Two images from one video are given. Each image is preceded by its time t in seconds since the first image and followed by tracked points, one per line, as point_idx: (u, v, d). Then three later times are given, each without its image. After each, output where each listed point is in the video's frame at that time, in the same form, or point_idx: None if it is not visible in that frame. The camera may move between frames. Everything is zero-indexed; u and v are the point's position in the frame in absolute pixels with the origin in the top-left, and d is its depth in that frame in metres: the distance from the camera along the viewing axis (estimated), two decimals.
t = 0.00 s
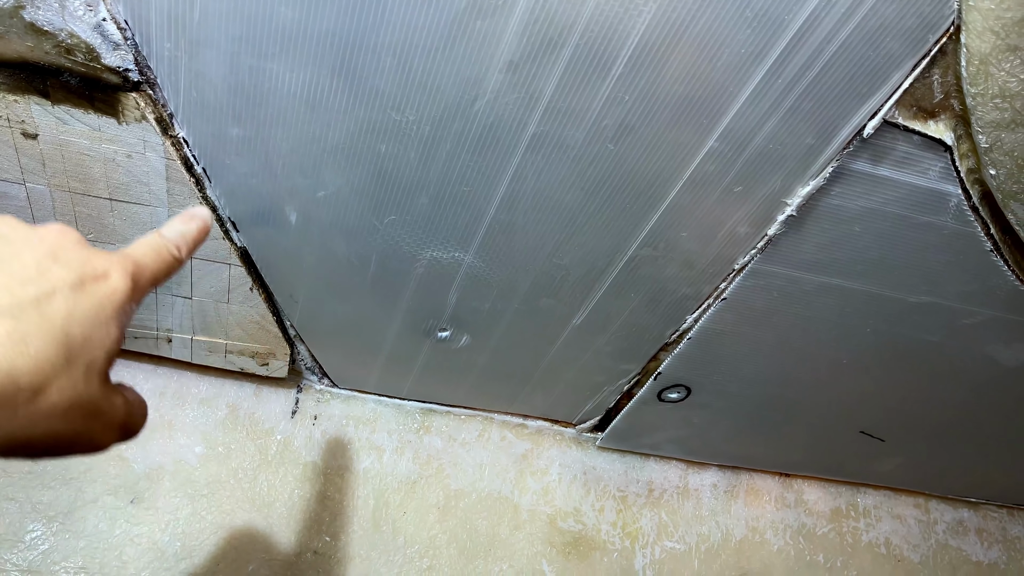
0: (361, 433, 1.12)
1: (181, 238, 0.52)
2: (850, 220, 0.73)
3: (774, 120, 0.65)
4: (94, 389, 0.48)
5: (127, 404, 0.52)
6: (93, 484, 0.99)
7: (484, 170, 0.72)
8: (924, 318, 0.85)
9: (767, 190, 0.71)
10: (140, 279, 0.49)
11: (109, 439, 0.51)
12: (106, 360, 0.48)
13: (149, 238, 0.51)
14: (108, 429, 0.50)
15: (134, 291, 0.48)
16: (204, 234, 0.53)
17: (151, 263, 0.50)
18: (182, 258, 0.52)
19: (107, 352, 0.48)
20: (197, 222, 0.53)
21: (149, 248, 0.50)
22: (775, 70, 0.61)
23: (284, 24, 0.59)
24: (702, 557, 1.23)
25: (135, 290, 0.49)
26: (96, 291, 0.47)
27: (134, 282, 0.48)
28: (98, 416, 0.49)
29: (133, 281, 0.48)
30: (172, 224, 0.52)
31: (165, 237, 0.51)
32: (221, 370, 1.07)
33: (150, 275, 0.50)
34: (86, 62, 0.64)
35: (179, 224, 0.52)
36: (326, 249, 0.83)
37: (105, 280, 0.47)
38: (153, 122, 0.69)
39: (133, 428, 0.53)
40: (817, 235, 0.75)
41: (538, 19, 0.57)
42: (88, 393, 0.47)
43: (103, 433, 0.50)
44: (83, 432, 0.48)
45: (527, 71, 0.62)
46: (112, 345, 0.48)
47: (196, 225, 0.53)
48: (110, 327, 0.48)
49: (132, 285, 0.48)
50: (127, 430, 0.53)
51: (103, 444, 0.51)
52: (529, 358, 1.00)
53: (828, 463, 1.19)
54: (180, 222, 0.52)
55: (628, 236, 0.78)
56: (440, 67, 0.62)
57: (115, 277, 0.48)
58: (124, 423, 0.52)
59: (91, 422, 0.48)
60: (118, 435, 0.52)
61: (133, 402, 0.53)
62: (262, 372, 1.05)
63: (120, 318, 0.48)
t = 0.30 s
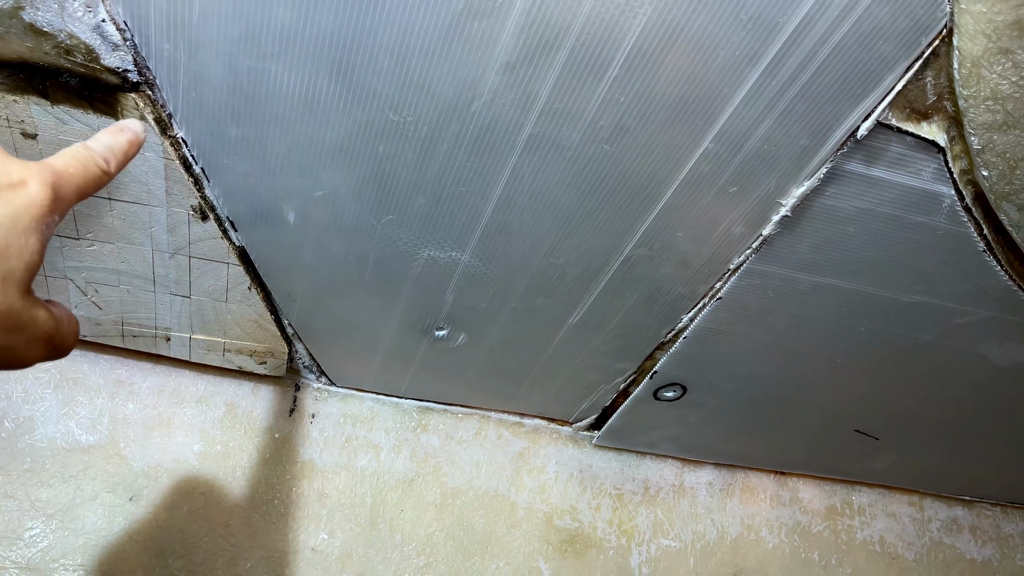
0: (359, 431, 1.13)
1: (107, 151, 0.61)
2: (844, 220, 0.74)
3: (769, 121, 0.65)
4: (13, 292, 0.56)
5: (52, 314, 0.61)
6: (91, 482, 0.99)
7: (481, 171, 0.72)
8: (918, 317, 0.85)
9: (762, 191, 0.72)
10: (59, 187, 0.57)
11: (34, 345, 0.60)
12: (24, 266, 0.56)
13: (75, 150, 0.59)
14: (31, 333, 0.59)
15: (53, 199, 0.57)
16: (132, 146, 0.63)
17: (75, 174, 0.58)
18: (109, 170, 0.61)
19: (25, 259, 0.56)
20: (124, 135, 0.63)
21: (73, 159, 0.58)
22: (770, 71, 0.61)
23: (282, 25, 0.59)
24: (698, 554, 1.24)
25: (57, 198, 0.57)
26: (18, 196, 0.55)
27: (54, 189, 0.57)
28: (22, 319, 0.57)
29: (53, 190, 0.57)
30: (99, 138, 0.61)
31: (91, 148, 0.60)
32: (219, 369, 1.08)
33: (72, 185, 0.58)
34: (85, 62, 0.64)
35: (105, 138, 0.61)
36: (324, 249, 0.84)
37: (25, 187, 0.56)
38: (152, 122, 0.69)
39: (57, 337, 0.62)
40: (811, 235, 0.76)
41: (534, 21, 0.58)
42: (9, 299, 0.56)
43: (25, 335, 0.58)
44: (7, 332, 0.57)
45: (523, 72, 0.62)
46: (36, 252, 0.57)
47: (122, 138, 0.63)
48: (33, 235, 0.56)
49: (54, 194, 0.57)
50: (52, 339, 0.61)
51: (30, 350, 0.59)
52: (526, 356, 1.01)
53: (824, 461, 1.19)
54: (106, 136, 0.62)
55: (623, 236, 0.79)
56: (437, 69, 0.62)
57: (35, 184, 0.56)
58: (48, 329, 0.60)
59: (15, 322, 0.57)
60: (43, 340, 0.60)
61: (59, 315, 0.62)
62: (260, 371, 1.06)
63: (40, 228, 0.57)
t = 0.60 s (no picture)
0: (360, 431, 1.13)
1: (153, 246, 0.51)
2: (844, 223, 0.74)
3: (770, 126, 0.66)
4: (65, 400, 0.47)
5: (100, 410, 0.51)
6: (94, 482, 1.00)
7: (484, 174, 0.73)
8: (917, 319, 0.86)
9: (763, 194, 0.72)
10: (109, 288, 0.48)
11: (81, 448, 0.50)
12: (77, 369, 0.47)
13: (119, 246, 0.50)
14: (78, 437, 0.49)
15: (104, 300, 0.48)
16: (177, 243, 0.53)
17: (122, 272, 0.49)
18: (153, 267, 0.52)
19: (77, 362, 0.47)
20: (169, 231, 0.53)
21: (119, 256, 0.49)
22: (771, 77, 0.61)
23: (288, 30, 0.60)
24: (697, 554, 1.24)
25: (107, 300, 0.48)
26: (67, 299, 0.46)
27: (104, 290, 0.47)
28: (69, 425, 0.48)
29: (104, 290, 0.47)
30: (144, 233, 0.51)
31: (136, 245, 0.51)
32: (221, 369, 1.08)
33: (120, 284, 0.49)
34: (91, 66, 0.65)
35: (150, 233, 0.51)
36: (327, 251, 0.84)
37: (76, 289, 0.46)
38: (157, 125, 0.70)
39: (104, 436, 0.52)
40: (812, 238, 0.76)
41: (538, 26, 0.58)
42: (60, 404, 0.46)
43: (74, 441, 0.49)
44: (54, 442, 0.47)
45: (526, 77, 0.63)
46: (85, 356, 0.47)
47: (168, 234, 0.52)
48: (82, 338, 0.47)
49: (105, 295, 0.48)
50: (99, 438, 0.52)
51: (75, 452, 0.50)
52: (527, 357, 1.01)
53: (823, 462, 1.20)
54: (152, 230, 0.52)
55: (625, 239, 0.79)
56: (441, 73, 0.63)
57: (85, 286, 0.46)
58: (97, 430, 0.51)
59: (63, 432, 0.47)
60: (90, 442, 0.51)
61: (104, 411, 0.52)
62: (262, 371, 1.06)
63: (92, 329, 0.47)
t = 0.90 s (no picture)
0: (358, 428, 1.13)
1: (198, 294, 0.53)
2: (843, 220, 0.74)
3: (769, 122, 0.66)
4: (115, 448, 0.48)
5: (146, 458, 0.53)
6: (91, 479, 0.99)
7: (482, 169, 0.73)
8: (916, 317, 0.86)
9: (762, 190, 0.72)
10: (157, 338, 0.50)
11: (128, 497, 0.51)
12: (126, 419, 0.48)
13: (167, 295, 0.52)
14: (125, 485, 0.51)
15: (152, 351, 0.49)
16: (221, 290, 0.55)
17: (170, 321, 0.51)
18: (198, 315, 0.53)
19: (125, 412, 0.48)
20: (213, 279, 0.54)
21: (167, 306, 0.51)
22: (771, 72, 0.61)
23: (286, 24, 0.59)
24: (695, 552, 1.24)
25: (154, 350, 0.50)
26: (118, 350, 0.48)
27: (153, 339, 0.49)
28: (117, 474, 0.49)
29: (152, 341, 0.49)
30: (189, 282, 0.53)
31: (183, 294, 0.53)
32: (219, 365, 1.08)
33: (168, 332, 0.51)
34: (88, 60, 0.65)
35: (197, 281, 0.53)
36: (325, 247, 0.84)
37: (125, 339, 0.48)
38: (154, 120, 0.70)
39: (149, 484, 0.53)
40: (811, 234, 0.76)
41: (537, 21, 0.58)
42: (109, 453, 0.48)
43: (122, 489, 0.50)
44: (103, 492, 0.49)
45: (525, 72, 0.62)
46: (132, 404, 0.49)
47: (212, 283, 0.54)
48: (130, 388, 0.49)
49: (152, 345, 0.49)
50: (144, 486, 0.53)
51: (121, 501, 0.51)
52: (526, 354, 1.01)
53: (821, 459, 1.20)
54: (198, 280, 0.54)
55: (624, 235, 0.79)
56: (440, 68, 0.62)
57: (135, 336, 0.48)
58: (142, 478, 0.52)
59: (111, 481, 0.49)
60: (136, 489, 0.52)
61: (150, 459, 0.53)
62: (260, 368, 1.06)
63: (139, 379, 0.49)
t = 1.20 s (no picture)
0: (357, 426, 1.12)
1: (140, 187, 0.53)
2: (848, 216, 0.73)
3: (774, 116, 0.65)
4: (75, 372, 0.53)
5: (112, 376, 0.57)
6: (87, 476, 0.99)
7: (484, 163, 0.72)
8: (920, 314, 0.85)
9: (767, 185, 0.71)
10: (103, 255, 0.51)
11: (101, 415, 0.57)
12: (80, 342, 0.52)
13: (107, 199, 0.52)
14: (96, 407, 0.56)
15: (100, 267, 0.52)
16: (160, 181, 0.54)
17: (113, 231, 0.52)
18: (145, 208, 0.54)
19: (80, 335, 0.52)
20: (151, 166, 0.54)
21: (110, 214, 0.51)
22: (776, 65, 0.61)
23: (285, 14, 0.59)
24: (696, 551, 1.24)
25: (102, 267, 0.52)
26: (65, 274, 0.50)
27: (98, 258, 0.51)
28: (84, 397, 0.54)
29: (99, 258, 0.51)
30: (128, 177, 0.52)
31: (123, 193, 0.52)
32: (217, 362, 1.07)
33: (115, 243, 0.52)
34: (85, 51, 0.63)
35: (135, 172, 0.53)
36: (324, 242, 0.83)
37: (70, 263, 0.50)
38: (152, 112, 0.69)
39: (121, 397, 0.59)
40: (815, 230, 0.75)
41: (539, 12, 0.57)
42: (67, 379, 0.52)
43: (93, 411, 0.56)
44: (74, 415, 0.54)
45: (528, 64, 0.61)
46: (86, 327, 0.53)
47: (152, 171, 0.54)
48: (83, 311, 0.52)
49: (99, 264, 0.51)
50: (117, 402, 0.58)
51: (97, 418, 0.57)
52: (527, 351, 1.00)
53: (822, 458, 1.19)
54: (134, 171, 0.53)
55: (626, 231, 0.78)
56: (441, 60, 0.61)
57: (80, 260, 0.50)
58: (113, 396, 0.57)
59: (80, 403, 0.54)
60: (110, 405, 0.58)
61: (116, 376, 0.58)
62: (258, 365, 1.05)
63: (90, 300, 0.52)
